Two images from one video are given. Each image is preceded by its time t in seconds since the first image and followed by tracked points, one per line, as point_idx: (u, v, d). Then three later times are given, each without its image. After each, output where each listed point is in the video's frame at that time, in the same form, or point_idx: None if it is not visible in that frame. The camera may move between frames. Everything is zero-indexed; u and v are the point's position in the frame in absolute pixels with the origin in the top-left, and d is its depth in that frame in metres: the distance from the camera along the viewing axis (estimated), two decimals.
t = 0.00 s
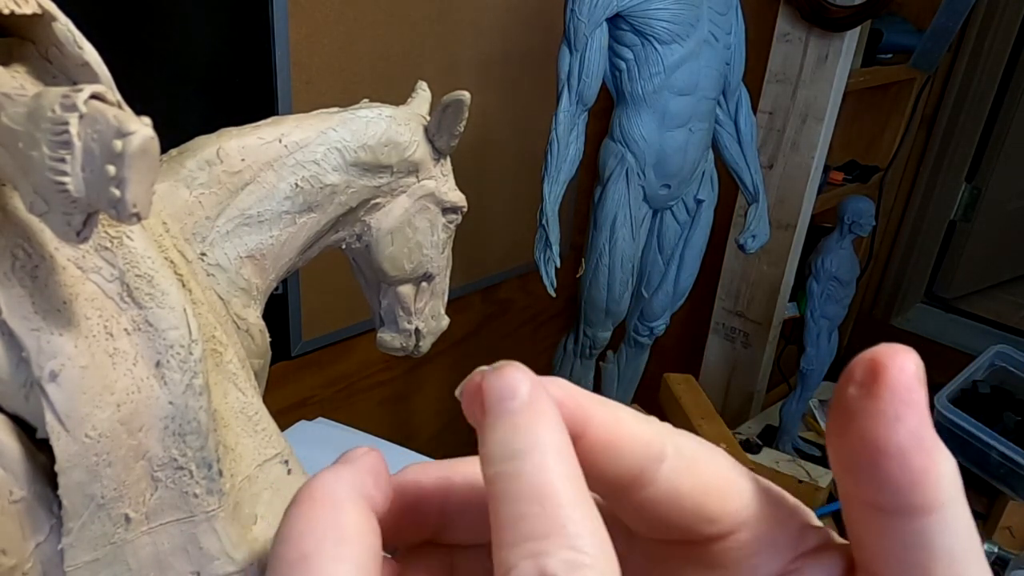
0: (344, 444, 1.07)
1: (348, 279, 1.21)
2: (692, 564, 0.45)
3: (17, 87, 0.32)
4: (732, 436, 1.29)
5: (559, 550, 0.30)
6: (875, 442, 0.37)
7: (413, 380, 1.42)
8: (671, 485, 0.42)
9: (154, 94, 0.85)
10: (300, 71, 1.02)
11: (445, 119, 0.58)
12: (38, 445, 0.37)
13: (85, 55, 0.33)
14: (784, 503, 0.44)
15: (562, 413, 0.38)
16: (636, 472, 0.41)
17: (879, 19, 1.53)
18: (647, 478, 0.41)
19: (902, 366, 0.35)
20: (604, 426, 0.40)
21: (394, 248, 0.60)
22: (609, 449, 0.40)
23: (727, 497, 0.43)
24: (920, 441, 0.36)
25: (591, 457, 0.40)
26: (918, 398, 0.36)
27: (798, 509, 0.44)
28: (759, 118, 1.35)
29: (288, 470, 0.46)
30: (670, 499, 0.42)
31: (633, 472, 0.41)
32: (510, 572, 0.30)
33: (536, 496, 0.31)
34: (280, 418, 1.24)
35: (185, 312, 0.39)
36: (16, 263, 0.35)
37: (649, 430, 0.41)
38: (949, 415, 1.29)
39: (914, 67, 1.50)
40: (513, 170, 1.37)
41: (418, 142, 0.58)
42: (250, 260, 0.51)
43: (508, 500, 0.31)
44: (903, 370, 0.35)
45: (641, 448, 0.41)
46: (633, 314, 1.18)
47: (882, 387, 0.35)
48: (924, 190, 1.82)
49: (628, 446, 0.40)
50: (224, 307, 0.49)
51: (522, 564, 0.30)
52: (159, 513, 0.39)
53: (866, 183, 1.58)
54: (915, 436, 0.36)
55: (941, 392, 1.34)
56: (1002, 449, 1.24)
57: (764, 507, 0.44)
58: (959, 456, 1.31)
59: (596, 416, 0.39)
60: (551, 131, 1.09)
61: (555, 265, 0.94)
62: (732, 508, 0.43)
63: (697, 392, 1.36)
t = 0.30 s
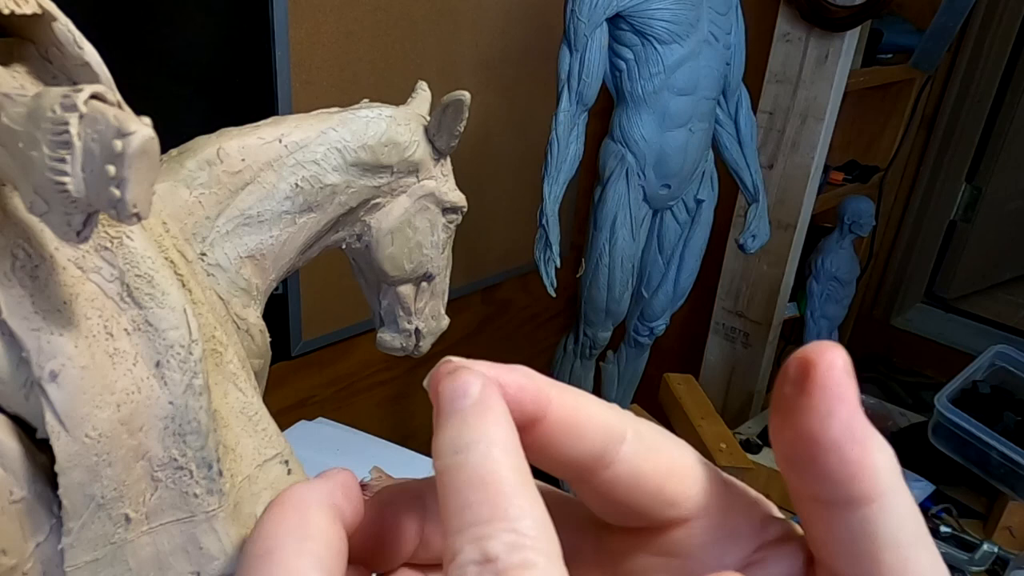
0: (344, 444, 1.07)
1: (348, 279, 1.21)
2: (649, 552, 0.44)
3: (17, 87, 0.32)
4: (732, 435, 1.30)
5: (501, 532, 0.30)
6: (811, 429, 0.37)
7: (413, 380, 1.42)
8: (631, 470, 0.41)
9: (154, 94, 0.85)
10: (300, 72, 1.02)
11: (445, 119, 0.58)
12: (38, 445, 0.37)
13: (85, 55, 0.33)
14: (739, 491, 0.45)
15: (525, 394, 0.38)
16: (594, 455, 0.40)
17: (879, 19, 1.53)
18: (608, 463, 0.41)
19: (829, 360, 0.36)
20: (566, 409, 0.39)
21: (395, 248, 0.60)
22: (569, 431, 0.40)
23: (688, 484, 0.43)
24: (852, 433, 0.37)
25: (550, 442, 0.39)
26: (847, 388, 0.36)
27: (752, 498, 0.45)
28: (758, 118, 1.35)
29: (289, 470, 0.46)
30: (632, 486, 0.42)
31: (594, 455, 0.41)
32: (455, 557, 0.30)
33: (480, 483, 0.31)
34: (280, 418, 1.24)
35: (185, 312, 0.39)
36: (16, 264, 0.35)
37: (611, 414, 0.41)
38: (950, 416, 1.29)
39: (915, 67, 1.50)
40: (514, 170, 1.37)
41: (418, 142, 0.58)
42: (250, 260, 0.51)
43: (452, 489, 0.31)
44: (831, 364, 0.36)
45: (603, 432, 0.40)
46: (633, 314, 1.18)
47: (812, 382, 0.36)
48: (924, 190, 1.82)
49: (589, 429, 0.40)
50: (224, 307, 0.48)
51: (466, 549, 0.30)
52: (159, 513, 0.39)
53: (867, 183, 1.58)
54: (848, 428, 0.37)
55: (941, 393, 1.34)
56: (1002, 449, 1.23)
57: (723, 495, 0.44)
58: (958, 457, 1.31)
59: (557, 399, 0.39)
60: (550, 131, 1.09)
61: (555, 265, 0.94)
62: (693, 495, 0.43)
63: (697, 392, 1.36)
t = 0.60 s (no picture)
0: (344, 444, 1.07)
1: (348, 279, 1.21)
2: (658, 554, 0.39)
3: (17, 87, 0.32)
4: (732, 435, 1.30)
5: None
6: None
7: (413, 380, 1.42)
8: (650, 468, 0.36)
9: (155, 94, 0.85)
10: (300, 72, 1.02)
11: (445, 119, 0.58)
12: (39, 445, 0.37)
13: (85, 55, 0.33)
14: (760, 499, 0.39)
15: (549, 387, 0.34)
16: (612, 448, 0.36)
17: (879, 19, 1.54)
18: (627, 458, 0.36)
19: (669, 551, 0.30)
20: (588, 401, 0.35)
21: (395, 248, 0.60)
22: (590, 424, 0.35)
23: (705, 485, 0.37)
24: None
25: (568, 434, 0.35)
26: None
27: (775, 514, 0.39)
28: (758, 118, 1.35)
29: (289, 470, 0.45)
30: (645, 483, 0.37)
31: (613, 450, 0.36)
32: None
33: (449, 537, 0.26)
34: (280, 418, 1.24)
35: (185, 312, 0.39)
36: (17, 263, 0.35)
37: (636, 408, 0.36)
38: (950, 416, 1.29)
39: (915, 67, 1.50)
40: (514, 170, 1.37)
41: (418, 142, 0.58)
42: (250, 260, 0.51)
43: (416, 547, 0.27)
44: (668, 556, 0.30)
45: (625, 426, 0.36)
46: (633, 314, 1.18)
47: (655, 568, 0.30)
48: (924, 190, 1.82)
49: (612, 423, 0.36)
50: (224, 307, 0.48)
51: None
52: (159, 513, 0.39)
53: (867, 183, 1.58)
54: None
55: (941, 393, 1.34)
56: (1002, 449, 1.24)
57: (743, 501, 0.38)
58: (959, 457, 1.31)
59: (581, 391, 0.35)
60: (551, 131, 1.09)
61: (555, 266, 0.94)
62: (709, 497, 0.37)
63: (697, 392, 1.36)
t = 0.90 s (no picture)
0: (344, 444, 1.07)
1: (349, 279, 1.21)
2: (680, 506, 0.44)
3: (17, 87, 0.32)
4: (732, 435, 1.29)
5: None
6: None
7: (413, 380, 1.42)
8: (670, 424, 0.41)
9: (154, 94, 0.85)
10: (300, 71, 1.02)
11: (445, 118, 0.58)
12: (39, 445, 0.37)
13: (85, 55, 0.33)
14: (778, 471, 0.45)
15: (577, 348, 0.37)
16: (638, 405, 0.40)
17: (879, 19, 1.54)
18: (649, 414, 0.40)
19: (633, 528, 0.32)
20: (613, 358, 0.38)
21: (394, 248, 0.60)
22: (616, 382, 0.39)
23: (724, 447, 0.42)
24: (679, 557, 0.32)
25: (596, 391, 0.39)
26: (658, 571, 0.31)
27: (790, 483, 0.45)
28: (758, 118, 1.35)
29: (289, 470, 0.45)
30: (666, 437, 0.41)
31: (637, 407, 0.40)
32: None
33: None
34: (280, 418, 1.24)
35: (185, 311, 0.39)
36: (16, 263, 0.35)
37: (658, 367, 0.40)
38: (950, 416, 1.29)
39: (915, 67, 1.50)
40: (514, 170, 1.37)
41: (418, 142, 0.58)
42: (250, 260, 0.51)
43: None
44: (631, 531, 0.32)
45: (648, 385, 0.40)
46: (633, 314, 1.18)
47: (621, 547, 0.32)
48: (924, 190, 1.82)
49: (633, 381, 0.39)
50: (224, 307, 0.48)
51: None
52: (159, 513, 0.39)
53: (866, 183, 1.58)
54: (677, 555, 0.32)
55: (941, 393, 1.34)
56: (1002, 449, 1.23)
57: (760, 467, 0.44)
58: (958, 457, 1.31)
59: (608, 349, 0.38)
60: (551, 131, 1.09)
61: (555, 265, 0.94)
62: (728, 458, 0.42)
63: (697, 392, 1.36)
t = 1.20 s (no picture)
0: (345, 444, 1.07)
1: (349, 279, 1.21)
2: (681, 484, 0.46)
3: (17, 87, 0.32)
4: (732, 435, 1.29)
5: None
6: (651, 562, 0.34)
7: (413, 380, 1.43)
8: (663, 400, 0.43)
9: (153, 93, 0.85)
10: (300, 70, 1.02)
11: (445, 118, 0.58)
12: (38, 445, 0.37)
13: (85, 55, 0.33)
14: (775, 450, 0.46)
15: (570, 325, 0.40)
16: (630, 380, 0.43)
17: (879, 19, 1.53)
18: (643, 389, 0.43)
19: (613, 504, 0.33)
20: (605, 337, 0.42)
21: (394, 248, 0.60)
22: (608, 358, 0.42)
23: (716, 424, 0.44)
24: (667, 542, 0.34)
25: (589, 366, 0.42)
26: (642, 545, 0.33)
27: (788, 466, 0.46)
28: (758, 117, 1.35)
29: (289, 470, 0.45)
30: (660, 414, 0.44)
31: (629, 382, 0.43)
32: None
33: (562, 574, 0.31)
34: (280, 417, 1.24)
35: (185, 311, 0.39)
36: (16, 263, 0.35)
37: (651, 345, 0.43)
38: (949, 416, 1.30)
39: (914, 67, 1.50)
40: (514, 171, 1.38)
41: (418, 142, 0.58)
42: (250, 260, 0.51)
43: None
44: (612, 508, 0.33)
45: (639, 361, 0.42)
46: (633, 315, 1.18)
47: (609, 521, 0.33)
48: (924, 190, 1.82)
49: (625, 358, 0.42)
50: (224, 307, 0.48)
51: None
52: (159, 513, 0.39)
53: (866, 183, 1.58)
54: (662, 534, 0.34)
55: (941, 393, 1.34)
56: (1002, 449, 1.23)
57: (755, 447, 0.45)
58: (958, 457, 1.31)
59: (599, 327, 0.41)
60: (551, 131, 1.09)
61: (555, 265, 0.94)
62: (720, 435, 0.45)
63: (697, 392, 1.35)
